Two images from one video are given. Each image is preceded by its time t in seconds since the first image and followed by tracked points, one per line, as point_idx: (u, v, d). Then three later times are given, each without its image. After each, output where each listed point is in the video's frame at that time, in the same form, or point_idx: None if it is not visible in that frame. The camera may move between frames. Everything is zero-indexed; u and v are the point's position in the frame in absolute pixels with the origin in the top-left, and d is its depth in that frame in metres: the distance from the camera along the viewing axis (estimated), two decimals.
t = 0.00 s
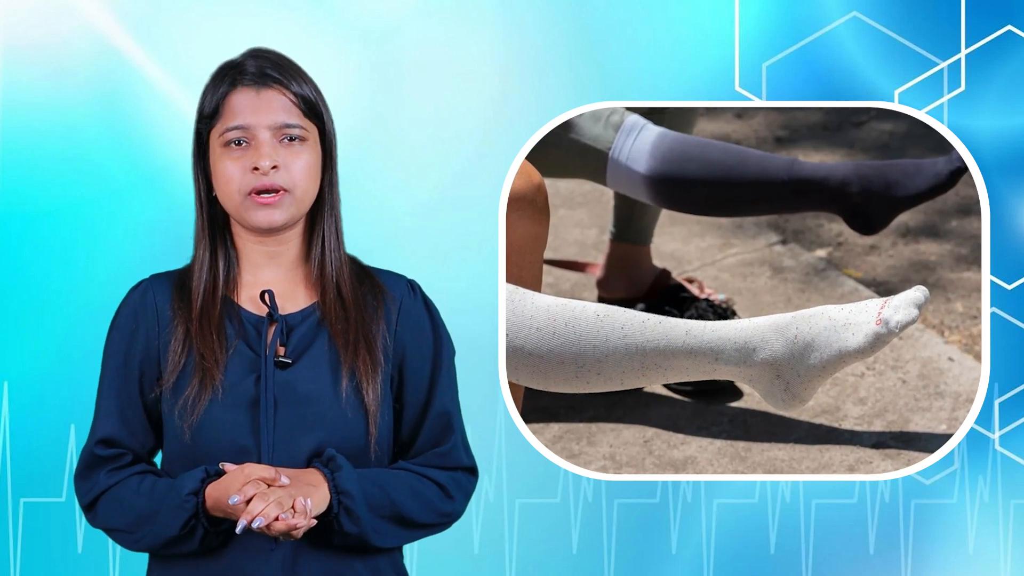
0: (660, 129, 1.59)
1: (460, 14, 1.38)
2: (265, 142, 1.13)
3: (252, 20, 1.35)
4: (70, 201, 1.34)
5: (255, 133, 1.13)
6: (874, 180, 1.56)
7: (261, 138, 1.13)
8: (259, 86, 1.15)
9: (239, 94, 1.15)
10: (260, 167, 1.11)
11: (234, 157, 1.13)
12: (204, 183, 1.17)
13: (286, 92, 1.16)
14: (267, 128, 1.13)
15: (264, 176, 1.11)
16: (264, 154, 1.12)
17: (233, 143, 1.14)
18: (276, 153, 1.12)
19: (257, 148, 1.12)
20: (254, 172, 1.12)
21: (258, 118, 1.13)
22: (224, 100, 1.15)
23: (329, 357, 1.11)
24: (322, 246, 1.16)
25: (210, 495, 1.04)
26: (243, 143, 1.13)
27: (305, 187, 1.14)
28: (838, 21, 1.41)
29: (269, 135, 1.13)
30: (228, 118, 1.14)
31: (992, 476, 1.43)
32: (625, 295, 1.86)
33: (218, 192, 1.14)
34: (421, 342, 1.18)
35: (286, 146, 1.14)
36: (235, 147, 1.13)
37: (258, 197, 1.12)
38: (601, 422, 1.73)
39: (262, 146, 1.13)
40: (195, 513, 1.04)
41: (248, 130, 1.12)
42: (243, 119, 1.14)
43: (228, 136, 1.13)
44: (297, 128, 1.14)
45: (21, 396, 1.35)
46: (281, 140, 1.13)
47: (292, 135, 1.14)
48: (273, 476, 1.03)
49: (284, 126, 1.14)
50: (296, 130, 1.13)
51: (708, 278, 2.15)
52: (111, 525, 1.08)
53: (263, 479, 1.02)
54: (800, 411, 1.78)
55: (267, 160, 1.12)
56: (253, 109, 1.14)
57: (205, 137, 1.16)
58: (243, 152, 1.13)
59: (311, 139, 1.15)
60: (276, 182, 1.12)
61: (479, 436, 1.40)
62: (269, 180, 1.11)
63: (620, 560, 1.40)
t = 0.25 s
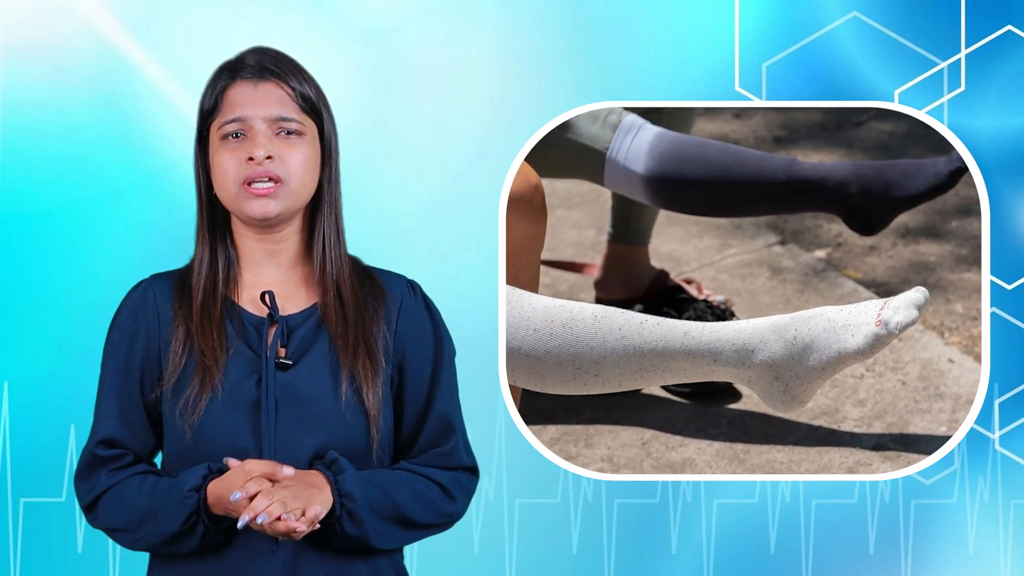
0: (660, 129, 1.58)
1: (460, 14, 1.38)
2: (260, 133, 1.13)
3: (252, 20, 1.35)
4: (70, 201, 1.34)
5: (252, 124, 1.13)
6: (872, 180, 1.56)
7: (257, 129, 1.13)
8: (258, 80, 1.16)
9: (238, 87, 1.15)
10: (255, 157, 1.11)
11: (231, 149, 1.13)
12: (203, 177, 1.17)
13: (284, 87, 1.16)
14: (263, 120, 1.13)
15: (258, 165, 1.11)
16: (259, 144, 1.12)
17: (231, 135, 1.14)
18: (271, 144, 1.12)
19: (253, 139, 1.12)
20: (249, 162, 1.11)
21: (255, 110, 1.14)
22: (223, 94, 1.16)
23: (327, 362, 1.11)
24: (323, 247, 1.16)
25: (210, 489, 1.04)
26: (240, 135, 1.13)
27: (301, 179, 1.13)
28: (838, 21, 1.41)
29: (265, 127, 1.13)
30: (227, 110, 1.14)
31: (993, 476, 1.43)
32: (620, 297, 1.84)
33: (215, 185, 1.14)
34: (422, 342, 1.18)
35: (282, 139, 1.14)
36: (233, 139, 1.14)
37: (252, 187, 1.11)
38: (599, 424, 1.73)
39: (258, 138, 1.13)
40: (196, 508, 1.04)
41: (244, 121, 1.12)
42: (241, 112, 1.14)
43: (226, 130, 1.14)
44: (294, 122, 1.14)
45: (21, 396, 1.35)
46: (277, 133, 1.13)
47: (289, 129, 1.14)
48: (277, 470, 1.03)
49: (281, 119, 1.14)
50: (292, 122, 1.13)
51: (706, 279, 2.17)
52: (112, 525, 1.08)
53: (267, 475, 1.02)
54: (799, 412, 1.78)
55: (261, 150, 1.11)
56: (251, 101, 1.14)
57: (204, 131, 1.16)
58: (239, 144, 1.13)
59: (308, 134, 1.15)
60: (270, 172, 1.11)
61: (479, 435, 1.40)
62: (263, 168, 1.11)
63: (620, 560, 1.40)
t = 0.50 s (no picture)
0: (658, 129, 1.59)
1: (460, 14, 1.38)
2: (260, 125, 1.13)
3: (252, 20, 1.35)
4: (70, 202, 1.34)
5: (254, 115, 1.13)
6: (872, 180, 1.55)
7: (257, 120, 1.13)
8: (266, 74, 1.16)
9: (245, 79, 1.16)
10: (250, 146, 1.11)
11: (230, 137, 1.13)
12: (206, 165, 1.18)
13: (291, 84, 1.17)
14: (264, 112, 1.13)
15: (253, 155, 1.11)
16: (257, 134, 1.12)
17: (232, 126, 1.14)
18: (269, 136, 1.12)
19: (252, 129, 1.12)
20: (244, 151, 1.11)
21: (258, 102, 1.14)
22: (230, 85, 1.17)
23: (322, 364, 1.10)
24: (324, 248, 1.16)
25: (207, 451, 1.03)
26: (241, 126, 1.14)
27: (295, 175, 1.12)
28: (838, 21, 1.41)
29: (266, 120, 1.13)
30: (232, 100, 1.15)
31: (993, 476, 1.43)
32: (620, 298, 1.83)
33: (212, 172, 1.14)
34: (421, 335, 1.18)
35: (282, 133, 1.13)
36: (233, 130, 1.14)
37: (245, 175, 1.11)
38: (596, 426, 1.71)
39: (258, 129, 1.13)
40: (187, 467, 1.04)
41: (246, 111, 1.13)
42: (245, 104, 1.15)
43: (229, 119, 1.14)
44: (295, 119, 1.14)
45: (21, 396, 1.35)
46: (277, 127, 1.13)
47: (290, 125, 1.14)
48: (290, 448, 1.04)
49: (282, 114, 1.14)
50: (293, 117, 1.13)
51: (704, 280, 2.15)
52: (110, 515, 1.08)
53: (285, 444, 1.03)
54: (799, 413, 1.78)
55: (257, 140, 1.11)
56: (256, 93, 1.14)
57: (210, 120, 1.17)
58: (239, 134, 1.13)
59: (309, 132, 1.14)
60: (263, 161, 1.11)
61: (479, 436, 1.40)
62: (257, 159, 1.11)
63: (620, 560, 1.40)
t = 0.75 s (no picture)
0: (655, 129, 1.58)
1: (460, 14, 1.38)
2: (269, 125, 1.13)
3: (252, 20, 1.35)
4: (70, 202, 1.34)
5: (263, 115, 1.14)
6: (871, 180, 1.56)
7: (266, 121, 1.13)
8: (277, 74, 1.17)
9: (256, 78, 1.17)
10: (258, 146, 1.12)
11: (238, 135, 1.14)
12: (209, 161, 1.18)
13: (301, 86, 1.17)
14: (274, 112, 1.14)
15: (260, 155, 1.12)
16: (266, 134, 1.12)
17: (241, 123, 1.15)
18: (277, 138, 1.12)
19: (260, 129, 1.13)
20: (253, 150, 1.12)
21: (269, 102, 1.14)
22: (241, 83, 1.17)
23: (320, 364, 1.11)
24: (323, 251, 1.16)
25: (214, 460, 1.04)
26: (250, 124, 1.15)
27: (299, 178, 1.13)
28: (838, 21, 1.41)
29: (275, 120, 1.14)
30: (242, 98, 1.16)
31: (992, 476, 1.43)
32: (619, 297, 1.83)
33: (218, 168, 1.15)
34: (419, 337, 1.18)
35: (290, 135, 1.14)
36: (242, 127, 1.15)
37: (251, 175, 1.12)
38: (594, 428, 1.69)
39: (266, 129, 1.14)
40: (195, 477, 1.04)
41: (256, 110, 1.13)
42: (255, 102, 1.15)
43: (237, 117, 1.15)
44: (304, 122, 1.14)
45: (21, 396, 1.35)
46: (286, 128, 1.14)
47: (298, 127, 1.14)
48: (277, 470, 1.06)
49: (292, 116, 1.14)
50: (302, 120, 1.13)
51: (703, 281, 2.17)
52: (117, 521, 1.09)
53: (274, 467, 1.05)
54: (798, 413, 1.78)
55: (266, 140, 1.12)
56: (266, 93, 1.15)
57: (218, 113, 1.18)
58: (247, 133, 1.14)
59: (317, 136, 1.15)
60: (269, 163, 1.12)
61: (479, 436, 1.40)
62: (264, 159, 1.12)
63: (620, 561, 1.40)
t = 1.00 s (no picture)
0: (654, 129, 1.57)
1: (460, 14, 1.38)
2: (260, 124, 1.13)
3: (252, 20, 1.35)
4: (70, 202, 1.34)
5: (254, 113, 1.14)
6: (871, 180, 1.56)
7: (256, 120, 1.13)
8: (267, 74, 1.16)
9: (247, 78, 1.17)
10: (248, 145, 1.12)
11: (229, 136, 1.14)
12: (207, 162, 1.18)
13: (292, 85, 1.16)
14: (265, 111, 1.13)
15: (250, 154, 1.11)
16: (256, 134, 1.12)
17: (232, 123, 1.15)
18: (267, 136, 1.12)
19: (251, 128, 1.13)
20: (243, 150, 1.12)
21: (260, 101, 1.14)
22: (233, 83, 1.17)
23: (321, 367, 1.11)
24: (323, 253, 1.15)
25: (213, 449, 1.03)
26: (241, 124, 1.14)
27: (289, 176, 1.12)
28: (838, 21, 1.41)
29: (266, 119, 1.13)
30: (234, 98, 1.16)
31: (992, 476, 1.43)
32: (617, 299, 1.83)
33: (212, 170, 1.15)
34: (418, 337, 1.18)
35: (281, 134, 1.13)
36: (234, 128, 1.14)
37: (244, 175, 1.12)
38: (591, 430, 1.69)
39: (257, 129, 1.13)
40: (193, 464, 1.03)
41: (246, 110, 1.13)
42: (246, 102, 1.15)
43: (230, 117, 1.15)
44: (295, 120, 1.14)
45: (21, 396, 1.35)
46: (276, 126, 1.13)
47: (289, 125, 1.14)
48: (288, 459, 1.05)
49: (282, 113, 1.14)
50: (292, 118, 1.13)
51: (701, 282, 2.18)
52: (114, 518, 1.09)
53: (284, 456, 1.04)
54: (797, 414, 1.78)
55: (256, 139, 1.12)
56: (257, 93, 1.15)
57: (213, 115, 1.18)
58: (238, 133, 1.13)
59: (308, 133, 1.14)
60: (260, 162, 1.11)
61: (479, 436, 1.40)
62: (254, 159, 1.11)
63: (620, 560, 1.40)
